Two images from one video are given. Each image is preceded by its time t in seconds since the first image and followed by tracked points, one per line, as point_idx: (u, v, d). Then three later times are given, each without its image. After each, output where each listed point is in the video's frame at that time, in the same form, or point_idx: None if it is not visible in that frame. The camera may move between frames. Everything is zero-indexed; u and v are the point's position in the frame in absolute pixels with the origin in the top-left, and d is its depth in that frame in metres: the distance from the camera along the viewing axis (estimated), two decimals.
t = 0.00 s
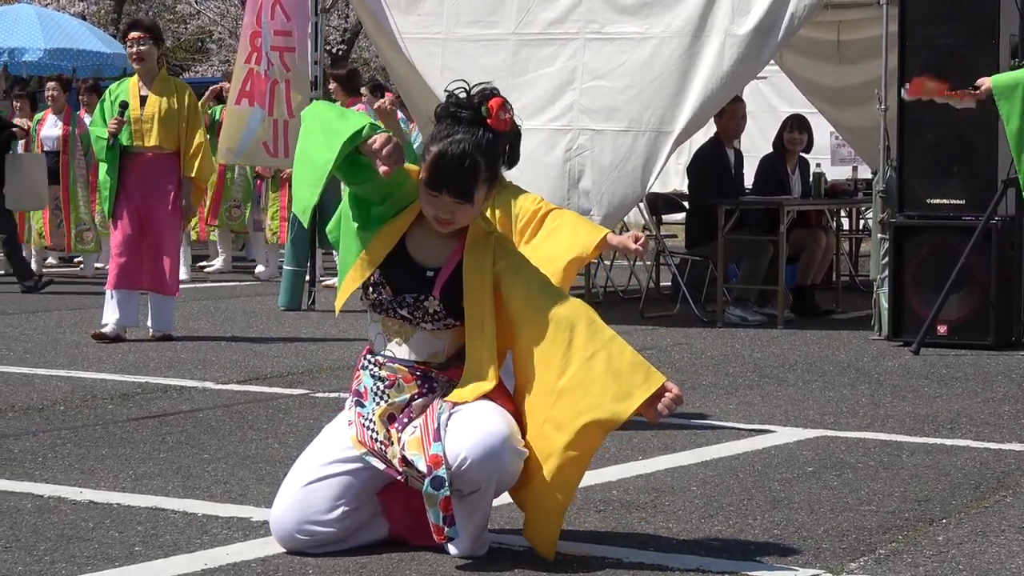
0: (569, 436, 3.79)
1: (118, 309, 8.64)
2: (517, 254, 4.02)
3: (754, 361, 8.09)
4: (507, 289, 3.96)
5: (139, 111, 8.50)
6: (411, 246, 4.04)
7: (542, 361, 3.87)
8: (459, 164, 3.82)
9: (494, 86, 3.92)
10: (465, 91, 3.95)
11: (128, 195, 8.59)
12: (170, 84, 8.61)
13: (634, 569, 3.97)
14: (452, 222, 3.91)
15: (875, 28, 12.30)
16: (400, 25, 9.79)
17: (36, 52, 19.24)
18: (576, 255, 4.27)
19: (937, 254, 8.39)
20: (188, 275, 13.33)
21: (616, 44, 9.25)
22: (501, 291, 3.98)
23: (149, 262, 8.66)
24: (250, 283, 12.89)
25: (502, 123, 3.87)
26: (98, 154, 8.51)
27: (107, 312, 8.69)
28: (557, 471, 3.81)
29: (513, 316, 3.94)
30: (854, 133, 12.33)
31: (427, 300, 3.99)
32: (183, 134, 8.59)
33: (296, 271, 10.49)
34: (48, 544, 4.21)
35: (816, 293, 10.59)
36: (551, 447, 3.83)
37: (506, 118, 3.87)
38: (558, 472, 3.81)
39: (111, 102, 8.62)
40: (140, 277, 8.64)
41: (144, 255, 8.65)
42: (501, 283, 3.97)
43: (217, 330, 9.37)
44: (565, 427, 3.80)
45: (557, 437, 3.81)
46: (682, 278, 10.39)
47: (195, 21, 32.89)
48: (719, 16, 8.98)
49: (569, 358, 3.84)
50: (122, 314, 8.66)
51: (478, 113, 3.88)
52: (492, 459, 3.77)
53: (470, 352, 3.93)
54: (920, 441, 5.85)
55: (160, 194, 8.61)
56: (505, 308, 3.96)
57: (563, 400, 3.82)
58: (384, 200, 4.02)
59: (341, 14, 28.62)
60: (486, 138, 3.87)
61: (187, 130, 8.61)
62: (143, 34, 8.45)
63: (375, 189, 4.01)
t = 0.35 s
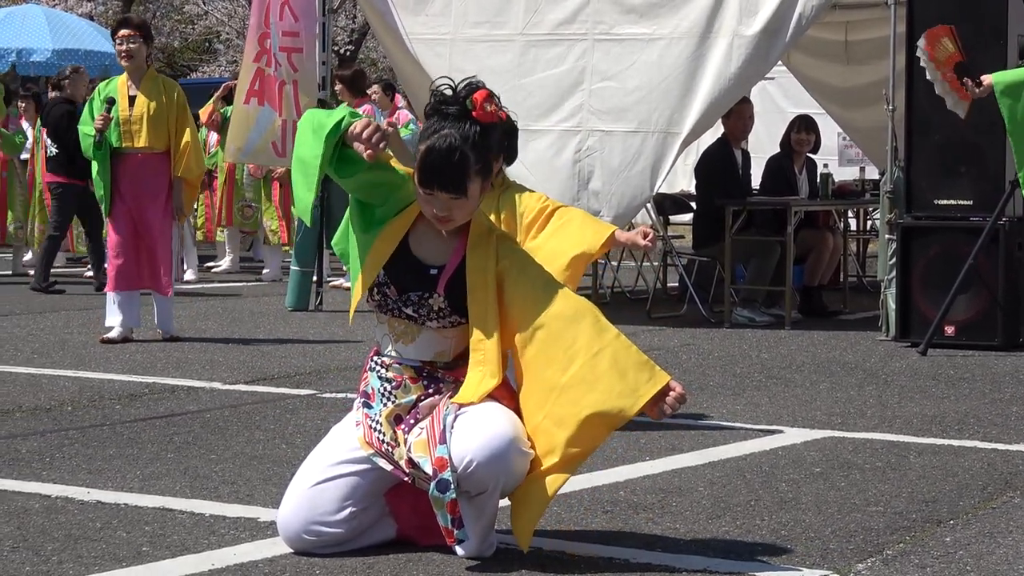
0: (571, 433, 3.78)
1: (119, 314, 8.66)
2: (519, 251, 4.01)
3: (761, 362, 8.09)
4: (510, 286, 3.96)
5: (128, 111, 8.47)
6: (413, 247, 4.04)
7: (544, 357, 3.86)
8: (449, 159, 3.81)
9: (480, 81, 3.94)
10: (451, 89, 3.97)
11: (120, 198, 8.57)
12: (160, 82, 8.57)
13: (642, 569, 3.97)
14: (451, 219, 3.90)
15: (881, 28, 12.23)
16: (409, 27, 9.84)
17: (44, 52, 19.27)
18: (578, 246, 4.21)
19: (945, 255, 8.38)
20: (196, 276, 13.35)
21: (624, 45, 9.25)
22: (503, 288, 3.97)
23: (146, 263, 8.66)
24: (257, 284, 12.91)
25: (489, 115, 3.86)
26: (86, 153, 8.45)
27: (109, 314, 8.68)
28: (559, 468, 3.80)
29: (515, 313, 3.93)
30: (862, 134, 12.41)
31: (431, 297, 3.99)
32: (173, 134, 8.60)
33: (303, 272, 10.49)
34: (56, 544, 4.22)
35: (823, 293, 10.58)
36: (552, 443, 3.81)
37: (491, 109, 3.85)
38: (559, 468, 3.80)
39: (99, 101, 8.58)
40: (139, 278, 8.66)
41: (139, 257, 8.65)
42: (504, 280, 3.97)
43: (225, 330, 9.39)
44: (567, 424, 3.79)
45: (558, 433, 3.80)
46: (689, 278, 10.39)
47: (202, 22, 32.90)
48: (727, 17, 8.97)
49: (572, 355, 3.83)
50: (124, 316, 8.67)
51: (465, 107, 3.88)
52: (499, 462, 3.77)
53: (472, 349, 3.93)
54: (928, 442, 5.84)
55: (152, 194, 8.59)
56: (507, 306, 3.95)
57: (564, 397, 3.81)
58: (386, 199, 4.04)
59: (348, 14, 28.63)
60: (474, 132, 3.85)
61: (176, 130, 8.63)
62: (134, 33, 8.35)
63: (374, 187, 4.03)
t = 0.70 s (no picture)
0: (580, 430, 3.78)
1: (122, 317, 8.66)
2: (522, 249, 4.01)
3: (769, 363, 8.08)
4: (514, 284, 3.95)
5: (116, 113, 8.46)
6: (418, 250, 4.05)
7: (548, 355, 3.86)
8: (439, 152, 3.83)
9: (464, 74, 3.96)
10: (435, 85, 3.98)
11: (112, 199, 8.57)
12: (145, 83, 8.53)
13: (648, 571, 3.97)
14: (450, 214, 3.91)
15: (890, 29, 12.17)
16: (415, 27, 9.90)
17: (53, 54, 19.31)
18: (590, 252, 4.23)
19: (953, 256, 8.37)
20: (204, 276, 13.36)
21: (632, 47, 9.25)
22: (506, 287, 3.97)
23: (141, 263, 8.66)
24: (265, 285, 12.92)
25: (474, 105, 3.87)
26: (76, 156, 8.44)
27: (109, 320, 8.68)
28: (568, 465, 3.80)
29: (518, 311, 3.92)
30: (868, 134, 12.38)
31: (436, 293, 3.98)
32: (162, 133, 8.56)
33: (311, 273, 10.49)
34: (64, 544, 4.23)
35: (831, 294, 10.57)
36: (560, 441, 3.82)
37: (476, 98, 3.87)
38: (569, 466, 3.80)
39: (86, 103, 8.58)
40: (134, 276, 8.69)
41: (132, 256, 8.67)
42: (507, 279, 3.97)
43: (233, 331, 9.40)
44: (575, 421, 3.79)
45: (566, 431, 3.80)
46: (696, 279, 10.38)
47: (211, 24, 32.91)
48: (736, 18, 8.97)
49: (577, 352, 3.83)
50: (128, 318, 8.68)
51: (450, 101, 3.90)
52: (504, 466, 3.77)
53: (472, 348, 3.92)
54: (936, 443, 5.83)
55: (146, 194, 8.58)
56: (511, 304, 3.95)
57: (570, 394, 3.81)
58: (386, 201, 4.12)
59: (356, 15, 28.65)
60: (462, 124, 3.87)
61: (166, 129, 8.58)
62: (114, 35, 8.32)
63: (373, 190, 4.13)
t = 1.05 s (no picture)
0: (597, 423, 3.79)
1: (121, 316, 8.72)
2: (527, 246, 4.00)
3: (777, 364, 8.08)
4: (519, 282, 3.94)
5: (114, 112, 8.44)
6: (420, 252, 4.06)
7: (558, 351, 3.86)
8: (438, 147, 3.84)
9: (454, 70, 3.97)
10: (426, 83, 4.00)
11: (112, 198, 8.56)
12: (142, 82, 8.52)
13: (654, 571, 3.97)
14: (451, 211, 3.92)
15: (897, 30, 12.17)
16: (421, 27, 9.85)
17: (60, 55, 19.35)
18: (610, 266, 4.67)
19: (960, 257, 8.36)
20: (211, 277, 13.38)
21: (639, 48, 9.25)
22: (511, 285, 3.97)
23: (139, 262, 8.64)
24: (272, 285, 12.94)
25: (465, 99, 3.89)
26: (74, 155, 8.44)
27: (111, 321, 8.77)
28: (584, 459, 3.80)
29: (526, 308, 3.92)
30: (878, 136, 12.35)
31: (439, 292, 3.99)
32: (161, 132, 8.54)
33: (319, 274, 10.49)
34: (72, 545, 4.24)
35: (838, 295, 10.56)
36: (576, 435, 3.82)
37: (466, 92, 3.89)
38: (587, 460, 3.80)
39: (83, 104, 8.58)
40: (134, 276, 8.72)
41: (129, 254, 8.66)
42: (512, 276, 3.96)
43: (239, 332, 9.40)
44: (589, 417, 3.79)
45: (582, 426, 3.80)
46: (703, 280, 10.37)
47: (218, 24, 32.92)
48: (743, 19, 8.97)
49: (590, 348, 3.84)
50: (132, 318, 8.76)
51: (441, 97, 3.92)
52: (510, 469, 3.77)
53: (476, 347, 3.92)
54: (943, 444, 5.83)
55: (144, 194, 8.54)
56: (516, 302, 3.94)
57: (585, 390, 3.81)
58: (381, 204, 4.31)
59: (363, 16, 28.66)
60: (456, 119, 3.88)
61: (165, 127, 8.55)
62: (111, 35, 8.34)
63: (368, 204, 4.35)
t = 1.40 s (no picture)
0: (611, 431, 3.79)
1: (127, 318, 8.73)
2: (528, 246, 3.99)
3: (783, 364, 8.07)
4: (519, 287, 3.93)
5: (116, 113, 8.50)
6: (421, 260, 4.05)
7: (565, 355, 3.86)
8: (424, 148, 3.82)
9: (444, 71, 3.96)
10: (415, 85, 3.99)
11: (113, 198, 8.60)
12: (144, 83, 8.57)
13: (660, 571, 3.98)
14: (440, 212, 3.90)
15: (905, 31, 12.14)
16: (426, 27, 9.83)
17: (67, 56, 19.38)
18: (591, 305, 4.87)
19: (967, 258, 8.36)
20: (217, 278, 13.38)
21: (645, 48, 9.25)
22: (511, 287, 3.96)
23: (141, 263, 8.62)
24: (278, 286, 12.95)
25: (453, 99, 3.87)
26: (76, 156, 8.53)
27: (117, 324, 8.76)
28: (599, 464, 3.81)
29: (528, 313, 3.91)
30: (882, 137, 12.30)
31: (441, 296, 3.99)
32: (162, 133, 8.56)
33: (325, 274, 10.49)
34: (78, 546, 4.25)
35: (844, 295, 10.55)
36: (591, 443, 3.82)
37: (455, 92, 3.87)
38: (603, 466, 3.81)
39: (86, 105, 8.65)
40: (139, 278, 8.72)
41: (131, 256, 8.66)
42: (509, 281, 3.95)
43: (245, 333, 9.41)
44: (603, 424, 3.79)
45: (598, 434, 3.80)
46: (710, 281, 10.36)
47: (224, 25, 32.94)
48: (750, 20, 8.98)
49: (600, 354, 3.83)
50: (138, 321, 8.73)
51: (429, 97, 3.90)
52: (512, 468, 3.78)
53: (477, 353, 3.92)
54: (949, 445, 5.82)
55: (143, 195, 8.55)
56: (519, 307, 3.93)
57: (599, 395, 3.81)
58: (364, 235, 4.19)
59: (369, 17, 28.67)
60: (444, 120, 3.87)
61: (166, 128, 8.59)
62: (115, 35, 8.35)
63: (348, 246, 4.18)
